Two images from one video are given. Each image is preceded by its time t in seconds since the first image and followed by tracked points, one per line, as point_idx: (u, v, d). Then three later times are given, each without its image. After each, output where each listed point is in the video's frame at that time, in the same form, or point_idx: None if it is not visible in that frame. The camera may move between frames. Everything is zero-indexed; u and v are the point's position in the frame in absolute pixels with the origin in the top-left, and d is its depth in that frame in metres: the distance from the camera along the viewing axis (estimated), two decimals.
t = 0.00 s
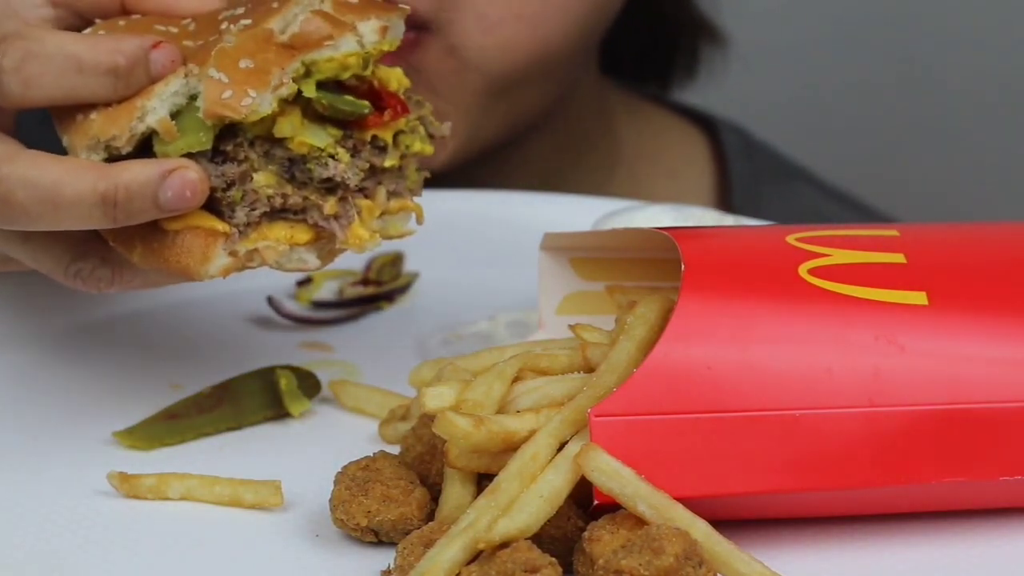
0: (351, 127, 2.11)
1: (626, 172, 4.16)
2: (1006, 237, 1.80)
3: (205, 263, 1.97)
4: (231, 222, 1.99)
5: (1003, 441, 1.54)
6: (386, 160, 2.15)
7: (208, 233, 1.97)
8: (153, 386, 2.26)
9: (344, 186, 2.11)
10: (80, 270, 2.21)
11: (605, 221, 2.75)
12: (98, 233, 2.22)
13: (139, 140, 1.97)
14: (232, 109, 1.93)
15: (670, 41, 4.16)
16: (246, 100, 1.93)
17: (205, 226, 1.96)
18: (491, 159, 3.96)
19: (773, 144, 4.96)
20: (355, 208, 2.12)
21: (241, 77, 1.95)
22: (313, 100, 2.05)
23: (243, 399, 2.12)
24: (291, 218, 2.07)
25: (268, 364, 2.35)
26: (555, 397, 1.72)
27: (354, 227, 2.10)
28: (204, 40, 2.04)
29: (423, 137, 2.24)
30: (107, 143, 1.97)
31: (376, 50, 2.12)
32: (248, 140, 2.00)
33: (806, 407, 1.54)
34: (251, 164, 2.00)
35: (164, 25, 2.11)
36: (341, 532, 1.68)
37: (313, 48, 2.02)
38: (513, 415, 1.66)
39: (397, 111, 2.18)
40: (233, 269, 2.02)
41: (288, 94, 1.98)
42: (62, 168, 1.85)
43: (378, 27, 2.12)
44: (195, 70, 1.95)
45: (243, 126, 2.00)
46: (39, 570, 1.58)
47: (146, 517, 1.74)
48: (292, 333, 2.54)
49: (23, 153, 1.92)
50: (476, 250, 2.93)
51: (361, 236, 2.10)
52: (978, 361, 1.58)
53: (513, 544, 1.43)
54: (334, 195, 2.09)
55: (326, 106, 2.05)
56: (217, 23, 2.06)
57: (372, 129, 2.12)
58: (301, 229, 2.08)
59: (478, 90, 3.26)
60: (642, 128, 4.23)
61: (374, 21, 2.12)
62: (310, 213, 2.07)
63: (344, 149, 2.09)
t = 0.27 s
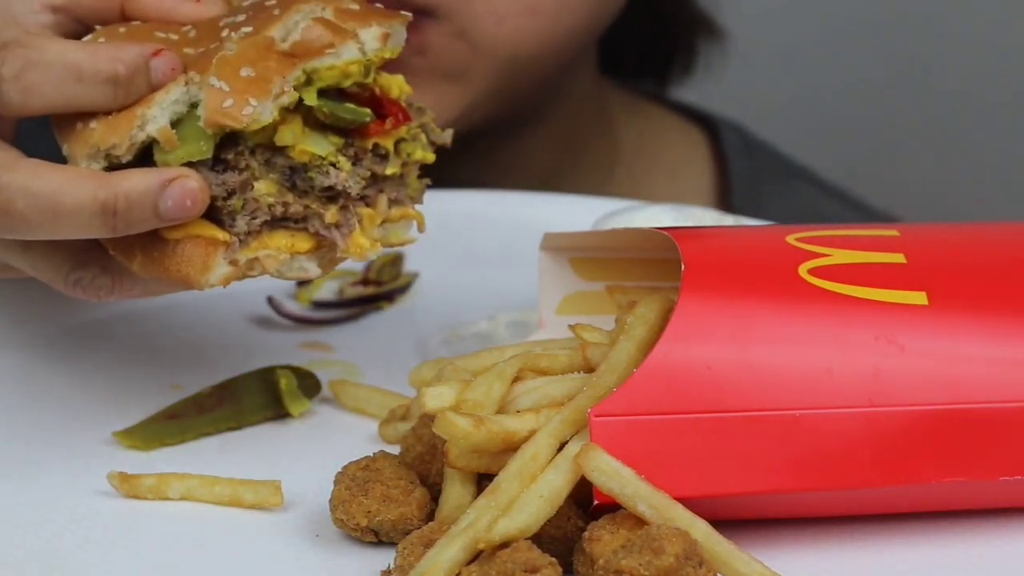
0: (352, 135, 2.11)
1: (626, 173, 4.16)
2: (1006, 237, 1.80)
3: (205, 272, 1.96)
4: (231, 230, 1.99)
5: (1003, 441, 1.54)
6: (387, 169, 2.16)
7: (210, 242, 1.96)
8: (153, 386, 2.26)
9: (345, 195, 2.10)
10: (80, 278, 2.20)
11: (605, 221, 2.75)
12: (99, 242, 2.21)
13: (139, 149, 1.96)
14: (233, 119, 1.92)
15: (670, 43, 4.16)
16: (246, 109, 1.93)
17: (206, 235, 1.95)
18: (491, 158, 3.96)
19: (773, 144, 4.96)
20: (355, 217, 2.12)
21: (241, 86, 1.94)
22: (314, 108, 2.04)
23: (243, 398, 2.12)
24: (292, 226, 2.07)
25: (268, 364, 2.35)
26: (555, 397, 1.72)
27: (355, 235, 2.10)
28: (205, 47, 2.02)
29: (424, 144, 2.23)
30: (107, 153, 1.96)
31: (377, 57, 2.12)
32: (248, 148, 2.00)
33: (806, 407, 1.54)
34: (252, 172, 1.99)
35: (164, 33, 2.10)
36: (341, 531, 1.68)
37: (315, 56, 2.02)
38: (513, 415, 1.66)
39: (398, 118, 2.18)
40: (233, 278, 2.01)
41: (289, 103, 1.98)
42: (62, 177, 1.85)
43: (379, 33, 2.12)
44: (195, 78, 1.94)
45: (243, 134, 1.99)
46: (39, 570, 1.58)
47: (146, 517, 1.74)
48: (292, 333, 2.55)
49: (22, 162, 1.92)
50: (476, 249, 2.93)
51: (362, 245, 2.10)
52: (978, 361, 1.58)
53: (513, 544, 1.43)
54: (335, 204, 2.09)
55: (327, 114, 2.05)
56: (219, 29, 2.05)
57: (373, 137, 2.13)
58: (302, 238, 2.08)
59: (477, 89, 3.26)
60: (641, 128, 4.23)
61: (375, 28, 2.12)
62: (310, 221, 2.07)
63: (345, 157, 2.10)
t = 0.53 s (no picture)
0: (345, 134, 2.11)
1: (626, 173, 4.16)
2: (1005, 237, 1.80)
3: (196, 271, 1.95)
4: (222, 230, 1.98)
5: (1003, 441, 1.54)
6: (381, 168, 2.15)
7: (200, 241, 1.96)
8: (154, 385, 2.26)
9: (338, 195, 2.10)
10: (70, 278, 2.20)
11: (606, 221, 2.75)
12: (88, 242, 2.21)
13: (129, 148, 1.96)
14: (223, 118, 1.91)
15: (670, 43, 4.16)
16: (237, 108, 1.92)
17: (197, 234, 1.95)
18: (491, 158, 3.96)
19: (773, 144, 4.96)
20: (348, 216, 2.12)
21: (232, 84, 1.94)
22: (307, 107, 2.04)
23: (243, 398, 2.12)
24: (283, 226, 2.06)
25: (268, 364, 2.35)
26: (555, 397, 1.72)
27: (347, 235, 2.10)
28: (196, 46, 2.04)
29: (418, 143, 2.24)
30: (97, 151, 1.96)
31: (370, 57, 2.12)
32: (239, 147, 2.00)
33: (806, 407, 1.54)
34: (243, 171, 1.99)
35: (156, 31, 2.10)
36: (341, 531, 1.68)
37: (307, 54, 2.01)
38: (513, 415, 1.66)
39: (391, 118, 2.18)
40: (224, 277, 2.01)
41: (280, 102, 1.98)
42: (51, 175, 1.84)
43: (372, 33, 2.12)
44: (186, 77, 1.94)
45: (234, 133, 1.99)
46: (39, 570, 1.58)
47: (146, 517, 1.74)
48: (292, 333, 2.54)
49: (13, 160, 1.92)
50: (476, 249, 2.93)
51: (354, 244, 2.09)
52: (978, 361, 1.58)
53: (513, 545, 1.43)
54: (327, 204, 2.09)
55: (319, 114, 2.05)
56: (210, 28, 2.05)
57: (366, 136, 2.13)
58: (293, 237, 2.07)
59: (477, 89, 3.26)
60: (641, 128, 4.23)
61: (368, 27, 2.12)
62: (302, 221, 2.07)
63: (337, 157, 2.10)
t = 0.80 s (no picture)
0: (379, 108, 2.10)
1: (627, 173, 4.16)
2: (1006, 237, 1.80)
3: (240, 245, 1.97)
4: (264, 203, 1.99)
5: (1003, 441, 1.54)
6: (413, 142, 2.14)
7: (242, 216, 1.97)
8: (154, 385, 2.26)
9: (374, 168, 2.10)
10: (112, 254, 2.21)
11: (605, 221, 2.75)
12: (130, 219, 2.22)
13: (171, 125, 1.97)
14: (267, 93, 1.92)
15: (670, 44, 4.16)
16: (280, 84, 1.93)
17: (240, 209, 1.97)
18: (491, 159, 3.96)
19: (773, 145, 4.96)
20: (384, 189, 2.11)
21: (273, 60, 1.93)
22: (343, 83, 2.03)
23: (243, 398, 2.12)
24: (322, 200, 2.06)
25: (269, 364, 2.35)
26: (555, 397, 1.72)
27: (385, 207, 2.09)
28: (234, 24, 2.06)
29: (448, 117, 2.22)
30: (140, 128, 1.97)
31: (403, 32, 2.08)
32: (278, 122, 1.99)
33: (806, 407, 1.54)
34: (282, 146, 1.99)
35: (189, 11, 2.13)
36: (341, 531, 1.68)
37: (342, 30, 2.00)
38: (513, 415, 1.66)
39: (424, 92, 2.16)
40: (267, 251, 2.02)
41: (320, 77, 1.97)
42: (96, 152, 1.85)
43: (404, 8, 2.07)
44: (225, 54, 1.94)
45: (273, 108, 1.99)
46: (39, 570, 1.58)
47: (146, 517, 1.74)
48: (292, 333, 2.54)
49: (57, 138, 1.93)
50: (476, 250, 2.93)
51: (392, 216, 2.09)
52: (978, 361, 1.58)
53: (513, 545, 1.43)
54: (364, 177, 2.08)
55: (355, 88, 2.04)
56: (244, 7, 2.09)
57: (400, 110, 2.11)
58: (331, 211, 2.07)
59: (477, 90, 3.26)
60: (640, 129, 4.23)
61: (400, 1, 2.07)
62: (340, 194, 2.07)
63: (374, 130, 2.08)
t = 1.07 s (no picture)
0: (407, 87, 2.12)
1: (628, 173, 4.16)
2: (1006, 237, 1.81)
3: (273, 224, 1.99)
4: (295, 181, 2.00)
5: (1002, 441, 1.54)
6: (440, 120, 2.15)
7: (275, 194, 1.98)
8: (154, 385, 2.26)
9: (403, 146, 2.11)
10: (141, 236, 2.21)
11: (605, 220, 2.75)
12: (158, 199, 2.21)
13: (203, 105, 1.96)
14: (299, 71, 1.94)
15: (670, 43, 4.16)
16: (313, 62, 1.95)
17: (271, 187, 1.97)
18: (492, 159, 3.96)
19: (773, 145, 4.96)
20: (413, 167, 2.13)
21: (305, 39, 1.95)
22: (371, 62, 2.05)
23: (242, 399, 2.12)
24: (351, 178, 2.07)
25: (268, 364, 2.35)
26: (555, 398, 1.72)
27: (414, 185, 2.11)
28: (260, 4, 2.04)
29: (473, 96, 2.23)
30: (171, 108, 1.96)
31: (428, 11, 2.09)
32: (308, 101, 2.01)
33: (806, 407, 1.54)
34: (313, 125, 2.01)
35: None
36: (341, 531, 1.68)
37: (370, 9, 2.02)
38: (513, 415, 1.66)
39: (450, 71, 2.18)
40: (298, 229, 2.04)
41: (348, 56, 1.99)
42: (131, 132, 1.86)
43: None
44: (255, 34, 1.95)
45: (304, 87, 2.01)
46: (39, 570, 1.58)
47: (146, 517, 1.74)
48: (292, 333, 2.54)
49: (89, 118, 1.93)
50: (475, 250, 2.93)
51: (422, 195, 2.10)
52: (978, 361, 1.58)
53: (513, 545, 1.43)
54: (393, 155, 2.10)
55: (384, 67, 2.06)
56: None
57: (428, 89, 2.13)
58: (361, 189, 2.09)
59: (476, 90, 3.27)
60: (640, 129, 4.23)
61: None
62: (369, 172, 2.08)
63: (402, 109, 2.10)
